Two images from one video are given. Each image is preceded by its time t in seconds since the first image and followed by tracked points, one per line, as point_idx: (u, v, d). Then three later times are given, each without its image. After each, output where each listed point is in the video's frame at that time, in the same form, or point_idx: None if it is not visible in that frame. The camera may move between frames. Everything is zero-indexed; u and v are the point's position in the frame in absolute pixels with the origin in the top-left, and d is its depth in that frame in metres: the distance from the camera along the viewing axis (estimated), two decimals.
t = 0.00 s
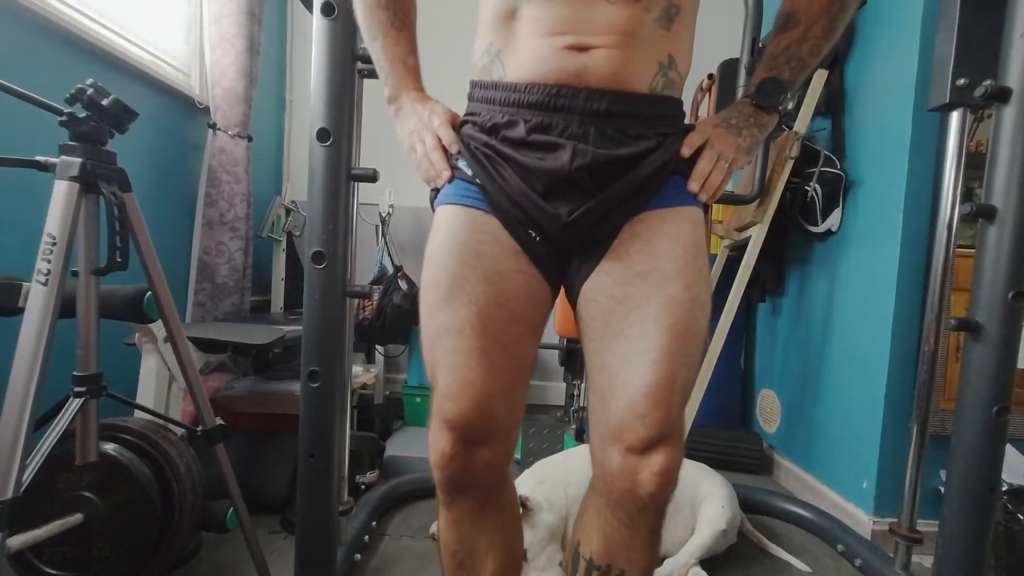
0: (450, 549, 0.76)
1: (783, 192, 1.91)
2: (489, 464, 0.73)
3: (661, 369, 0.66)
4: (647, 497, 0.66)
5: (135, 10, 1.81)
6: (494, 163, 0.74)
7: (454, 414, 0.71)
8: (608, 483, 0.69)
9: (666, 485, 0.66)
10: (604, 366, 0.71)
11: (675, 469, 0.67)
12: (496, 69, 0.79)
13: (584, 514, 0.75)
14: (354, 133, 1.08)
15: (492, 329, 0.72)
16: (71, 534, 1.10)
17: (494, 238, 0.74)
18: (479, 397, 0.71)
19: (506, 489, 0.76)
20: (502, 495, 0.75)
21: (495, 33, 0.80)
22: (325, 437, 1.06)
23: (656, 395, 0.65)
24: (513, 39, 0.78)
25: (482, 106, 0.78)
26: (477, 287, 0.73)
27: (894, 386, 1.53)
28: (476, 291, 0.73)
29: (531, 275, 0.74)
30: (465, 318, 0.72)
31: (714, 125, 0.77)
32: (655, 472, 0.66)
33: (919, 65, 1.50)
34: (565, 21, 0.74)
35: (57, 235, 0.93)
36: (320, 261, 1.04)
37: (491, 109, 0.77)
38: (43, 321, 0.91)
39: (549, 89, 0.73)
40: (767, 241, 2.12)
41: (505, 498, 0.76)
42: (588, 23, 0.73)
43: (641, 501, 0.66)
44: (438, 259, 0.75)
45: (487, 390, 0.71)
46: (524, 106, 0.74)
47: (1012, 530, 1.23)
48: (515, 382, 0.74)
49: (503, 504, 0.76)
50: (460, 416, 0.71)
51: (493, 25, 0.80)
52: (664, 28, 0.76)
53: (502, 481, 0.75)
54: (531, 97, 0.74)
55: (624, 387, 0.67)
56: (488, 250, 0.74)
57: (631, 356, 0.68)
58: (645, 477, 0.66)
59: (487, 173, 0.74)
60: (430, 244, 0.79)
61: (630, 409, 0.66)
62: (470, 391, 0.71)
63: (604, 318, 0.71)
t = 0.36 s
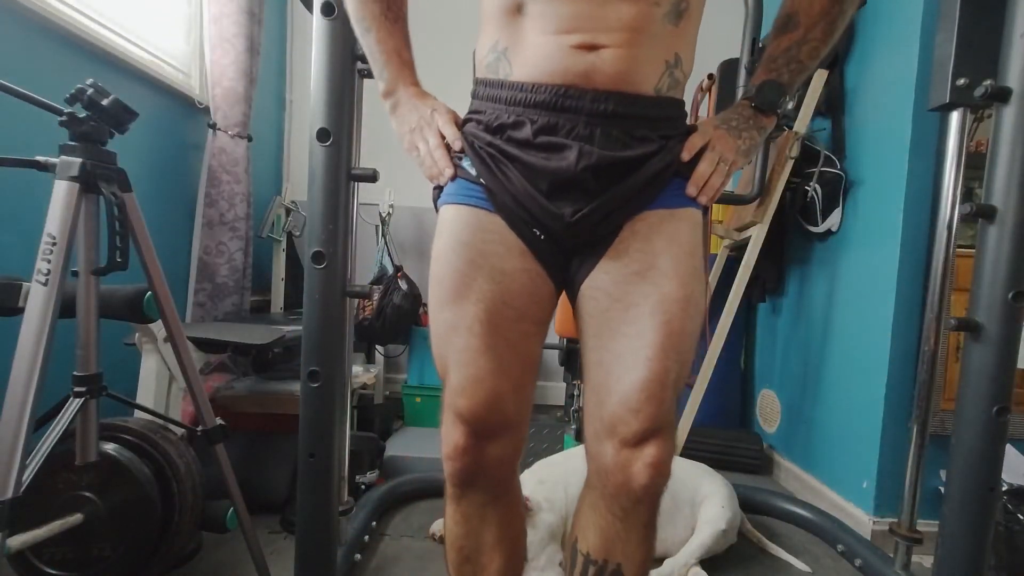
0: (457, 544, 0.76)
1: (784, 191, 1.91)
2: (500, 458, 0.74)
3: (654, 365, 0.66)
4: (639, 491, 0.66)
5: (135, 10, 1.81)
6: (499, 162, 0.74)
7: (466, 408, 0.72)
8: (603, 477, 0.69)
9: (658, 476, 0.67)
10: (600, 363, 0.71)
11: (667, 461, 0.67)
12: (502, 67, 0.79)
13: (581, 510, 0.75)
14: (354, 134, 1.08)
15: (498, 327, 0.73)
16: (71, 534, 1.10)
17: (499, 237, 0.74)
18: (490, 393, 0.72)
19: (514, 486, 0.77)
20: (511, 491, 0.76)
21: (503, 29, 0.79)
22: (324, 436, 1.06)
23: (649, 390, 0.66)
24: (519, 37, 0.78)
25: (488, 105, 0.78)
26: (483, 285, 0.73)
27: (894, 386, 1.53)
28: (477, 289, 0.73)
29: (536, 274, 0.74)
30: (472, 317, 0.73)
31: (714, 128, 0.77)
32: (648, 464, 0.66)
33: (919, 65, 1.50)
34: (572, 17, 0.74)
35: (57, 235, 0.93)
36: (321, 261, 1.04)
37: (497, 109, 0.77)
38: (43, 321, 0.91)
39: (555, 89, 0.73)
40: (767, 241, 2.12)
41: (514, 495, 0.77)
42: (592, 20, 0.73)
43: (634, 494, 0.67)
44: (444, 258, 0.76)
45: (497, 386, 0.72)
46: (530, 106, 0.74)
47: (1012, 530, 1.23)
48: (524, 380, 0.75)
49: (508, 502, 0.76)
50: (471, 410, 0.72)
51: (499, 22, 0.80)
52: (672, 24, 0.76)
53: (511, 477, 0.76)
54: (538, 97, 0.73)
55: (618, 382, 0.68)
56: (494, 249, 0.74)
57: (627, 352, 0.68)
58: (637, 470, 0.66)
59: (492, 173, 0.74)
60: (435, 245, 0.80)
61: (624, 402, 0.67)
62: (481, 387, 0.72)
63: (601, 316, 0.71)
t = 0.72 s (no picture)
0: (456, 543, 0.76)
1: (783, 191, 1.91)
2: (502, 457, 0.74)
3: (653, 366, 0.66)
4: (638, 490, 0.66)
5: (135, 10, 1.81)
6: (496, 161, 0.74)
7: (466, 408, 0.72)
8: (602, 477, 0.69)
9: (658, 476, 0.66)
10: (599, 363, 0.71)
11: (665, 461, 0.67)
12: (499, 66, 0.79)
13: (581, 509, 0.75)
14: (354, 134, 1.07)
15: (499, 327, 0.73)
16: (71, 534, 1.10)
17: (498, 236, 0.74)
18: (490, 393, 0.72)
19: (514, 485, 0.77)
20: (511, 491, 0.76)
21: (501, 27, 0.79)
22: (324, 437, 1.06)
23: (648, 389, 0.66)
24: (517, 36, 0.78)
25: (484, 103, 0.78)
26: (483, 285, 0.73)
27: (893, 386, 1.53)
28: (476, 289, 0.73)
29: (535, 274, 0.74)
30: (470, 316, 0.73)
31: (712, 129, 0.76)
32: (646, 463, 0.66)
33: (919, 64, 1.50)
34: (569, 16, 0.74)
35: (57, 235, 0.93)
36: (321, 261, 1.04)
37: (493, 107, 0.77)
38: (43, 321, 0.91)
39: (552, 87, 0.73)
40: (767, 241, 2.12)
41: (514, 494, 0.77)
42: (591, 19, 0.73)
43: (632, 493, 0.67)
44: (442, 258, 0.76)
45: (498, 387, 0.72)
46: (527, 104, 0.74)
47: (1012, 530, 1.23)
48: (524, 380, 0.75)
49: (509, 500, 0.76)
50: (471, 410, 0.72)
51: (497, 21, 0.80)
52: (669, 23, 0.76)
53: (511, 477, 0.76)
54: (534, 96, 0.73)
55: (617, 382, 0.68)
56: (492, 248, 0.74)
57: (625, 352, 0.68)
58: (635, 470, 0.66)
59: (489, 172, 0.74)
60: (434, 245, 0.80)
61: (622, 402, 0.67)
62: (482, 386, 0.72)
63: (600, 315, 0.71)
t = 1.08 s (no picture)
0: (454, 544, 0.76)
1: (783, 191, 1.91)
2: (498, 458, 0.74)
3: (654, 367, 0.66)
4: (641, 492, 0.66)
5: (135, 10, 1.81)
6: (496, 160, 0.74)
7: (463, 408, 0.72)
8: (604, 478, 0.69)
9: (661, 478, 0.66)
10: (601, 365, 0.71)
11: (668, 462, 0.67)
12: (499, 65, 0.79)
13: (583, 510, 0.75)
14: (354, 134, 1.07)
15: (499, 328, 0.73)
16: (72, 534, 1.10)
17: (497, 236, 0.74)
18: (487, 393, 0.72)
19: (512, 486, 0.77)
20: (508, 492, 0.76)
21: (500, 28, 0.79)
22: (324, 437, 1.06)
23: (650, 390, 0.66)
24: (516, 35, 0.78)
25: (484, 102, 0.78)
26: (483, 287, 0.73)
27: (894, 385, 1.53)
28: (478, 289, 0.73)
29: (535, 274, 0.74)
30: (470, 317, 0.73)
31: (711, 129, 0.76)
32: (648, 464, 0.66)
33: (919, 64, 1.50)
34: (568, 16, 0.74)
35: (57, 235, 0.93)
36: (321, 261, 1.04)
37: (493, 106, 0.77)
38: (43, 320, 0.91)
39: (552, 86, 0.73)
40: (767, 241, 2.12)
41: (511, 495, 0.77)
42: (591, 18, 0.73)
43: (634, 495, 0.66)
44: (440, 258, 0.76)
45: (495, 387, 0.72)
46: (527, 103, 0.74)
47: (1012, 530, 1.23)
48: (520, 380, 0.75)
49: (508, 501, 0.76)
50: (468, 411, 0.72)
51: (496, 21, 0.80)
52: (668, 24, 0.76)
53: (508, 478, 0.76)
54: (534, 95, 0.73)
55: (619, 384, 0.68)
56: (492, 249, 0.74)
57: (627, 353, 0.68)
58: (638, 472, 0.66)
59: (489, 171, 0.74)
60: (433, 245, 0.80)
61: (624, 403, 0.67)
62: (479, 387, 0.72)
63: (601, 316, 0.71)
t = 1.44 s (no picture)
0: (453, 545, 0.76)
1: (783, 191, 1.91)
2: (498, 458, 0.74)
3: (656, 366, 0.66)
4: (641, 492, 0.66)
5: (135, 10, 1.81)
6: (496, 162, 0.74)
7: (463, 408, 0.72)
8: (605, 478, 0.69)
9: (661, 477, 0.66)
10: (603, 365, 0.71)
11: (668, 461, 0.67)
12: (499, 66, 0.79)
13: (584, 510, 0.75)
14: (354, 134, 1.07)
15: (499, 328, 0.73)
16: (72, 534, 1.10)
17: (498, 237, 0.74)
18: (486, 393, 0.72)
19: (511, 486, 0.77)
20: (508, 491, 0.76)
21: (500, 29, 0.79)
22: (324, 438, 1.06)
23: (650, 389, 0.66)
24: (516, 36, 0.78)
25: (483, 104, 0.78)
26: (483, 287, 0.73)
27: (894, 385, 1.53)
28: (479, 290, 0.73)
29: (535, 274, 0.74)
30: (471, 317, 0.73)
31: (711, 130, 0.76)
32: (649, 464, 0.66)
33: (919, 64, 1.50)
34: (566, 17, 0.74)
35: (57, 235, 0.93)
36: (322, 260, 1.04)
37: (493, 107, 0.77)
38: (43, 321, 0.91)
39: (552, 86, 0.73)
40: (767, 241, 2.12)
41: (511, 494, 0.77)
42: (591, 19, 0.73)
43: (634, 495, 0.66)
44: (441, 259, 0.76)
45: (494, 387, 0.72)
46: (526, 104, 0.74)
47: (1012, 530, 1.23)
48: (520, 380, 0.75)
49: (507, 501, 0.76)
50: (467, 410, 0.72)
51: (496, 22, 0.80)
52: (667, 26, 0.76)
53: (507, 478, 0.76)
54: (534, 95, 0.73)
55: (620, 383, 0.68)
56: (491, 249, 0.74)
57: (628, 353, 0.68)
58: (638, 472, 0.66)
59: (489, 172, 0.74)
60: (434, 246, 0.80)
61: (625, 403, 0.67)
62: (479, 387, 0.72)
63: (602, 317, 0.71)
